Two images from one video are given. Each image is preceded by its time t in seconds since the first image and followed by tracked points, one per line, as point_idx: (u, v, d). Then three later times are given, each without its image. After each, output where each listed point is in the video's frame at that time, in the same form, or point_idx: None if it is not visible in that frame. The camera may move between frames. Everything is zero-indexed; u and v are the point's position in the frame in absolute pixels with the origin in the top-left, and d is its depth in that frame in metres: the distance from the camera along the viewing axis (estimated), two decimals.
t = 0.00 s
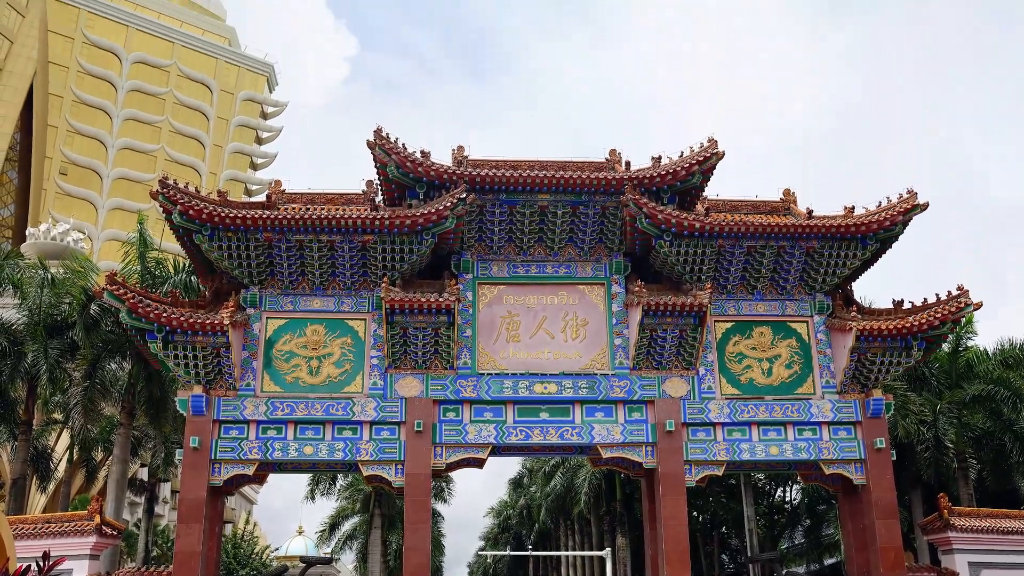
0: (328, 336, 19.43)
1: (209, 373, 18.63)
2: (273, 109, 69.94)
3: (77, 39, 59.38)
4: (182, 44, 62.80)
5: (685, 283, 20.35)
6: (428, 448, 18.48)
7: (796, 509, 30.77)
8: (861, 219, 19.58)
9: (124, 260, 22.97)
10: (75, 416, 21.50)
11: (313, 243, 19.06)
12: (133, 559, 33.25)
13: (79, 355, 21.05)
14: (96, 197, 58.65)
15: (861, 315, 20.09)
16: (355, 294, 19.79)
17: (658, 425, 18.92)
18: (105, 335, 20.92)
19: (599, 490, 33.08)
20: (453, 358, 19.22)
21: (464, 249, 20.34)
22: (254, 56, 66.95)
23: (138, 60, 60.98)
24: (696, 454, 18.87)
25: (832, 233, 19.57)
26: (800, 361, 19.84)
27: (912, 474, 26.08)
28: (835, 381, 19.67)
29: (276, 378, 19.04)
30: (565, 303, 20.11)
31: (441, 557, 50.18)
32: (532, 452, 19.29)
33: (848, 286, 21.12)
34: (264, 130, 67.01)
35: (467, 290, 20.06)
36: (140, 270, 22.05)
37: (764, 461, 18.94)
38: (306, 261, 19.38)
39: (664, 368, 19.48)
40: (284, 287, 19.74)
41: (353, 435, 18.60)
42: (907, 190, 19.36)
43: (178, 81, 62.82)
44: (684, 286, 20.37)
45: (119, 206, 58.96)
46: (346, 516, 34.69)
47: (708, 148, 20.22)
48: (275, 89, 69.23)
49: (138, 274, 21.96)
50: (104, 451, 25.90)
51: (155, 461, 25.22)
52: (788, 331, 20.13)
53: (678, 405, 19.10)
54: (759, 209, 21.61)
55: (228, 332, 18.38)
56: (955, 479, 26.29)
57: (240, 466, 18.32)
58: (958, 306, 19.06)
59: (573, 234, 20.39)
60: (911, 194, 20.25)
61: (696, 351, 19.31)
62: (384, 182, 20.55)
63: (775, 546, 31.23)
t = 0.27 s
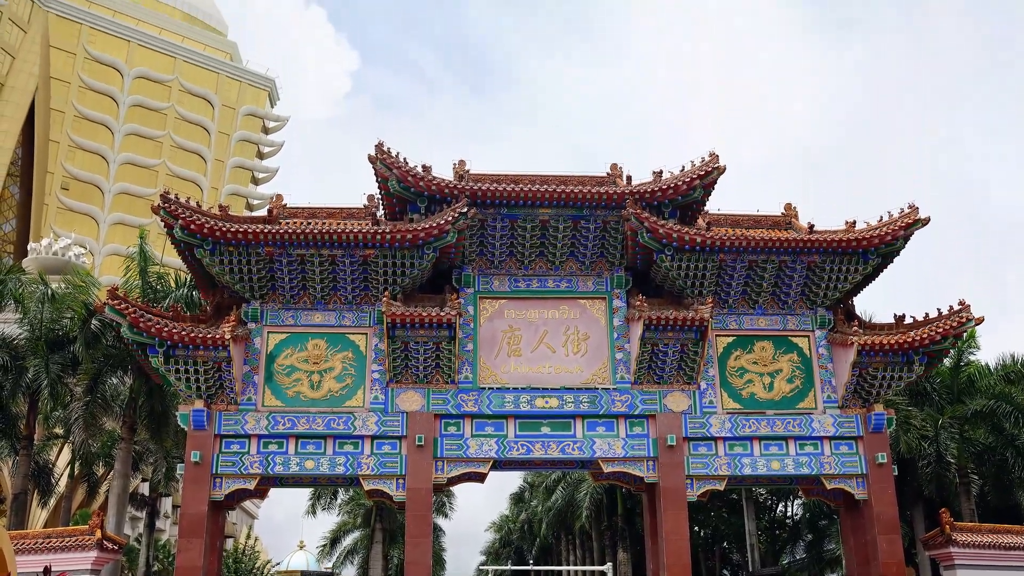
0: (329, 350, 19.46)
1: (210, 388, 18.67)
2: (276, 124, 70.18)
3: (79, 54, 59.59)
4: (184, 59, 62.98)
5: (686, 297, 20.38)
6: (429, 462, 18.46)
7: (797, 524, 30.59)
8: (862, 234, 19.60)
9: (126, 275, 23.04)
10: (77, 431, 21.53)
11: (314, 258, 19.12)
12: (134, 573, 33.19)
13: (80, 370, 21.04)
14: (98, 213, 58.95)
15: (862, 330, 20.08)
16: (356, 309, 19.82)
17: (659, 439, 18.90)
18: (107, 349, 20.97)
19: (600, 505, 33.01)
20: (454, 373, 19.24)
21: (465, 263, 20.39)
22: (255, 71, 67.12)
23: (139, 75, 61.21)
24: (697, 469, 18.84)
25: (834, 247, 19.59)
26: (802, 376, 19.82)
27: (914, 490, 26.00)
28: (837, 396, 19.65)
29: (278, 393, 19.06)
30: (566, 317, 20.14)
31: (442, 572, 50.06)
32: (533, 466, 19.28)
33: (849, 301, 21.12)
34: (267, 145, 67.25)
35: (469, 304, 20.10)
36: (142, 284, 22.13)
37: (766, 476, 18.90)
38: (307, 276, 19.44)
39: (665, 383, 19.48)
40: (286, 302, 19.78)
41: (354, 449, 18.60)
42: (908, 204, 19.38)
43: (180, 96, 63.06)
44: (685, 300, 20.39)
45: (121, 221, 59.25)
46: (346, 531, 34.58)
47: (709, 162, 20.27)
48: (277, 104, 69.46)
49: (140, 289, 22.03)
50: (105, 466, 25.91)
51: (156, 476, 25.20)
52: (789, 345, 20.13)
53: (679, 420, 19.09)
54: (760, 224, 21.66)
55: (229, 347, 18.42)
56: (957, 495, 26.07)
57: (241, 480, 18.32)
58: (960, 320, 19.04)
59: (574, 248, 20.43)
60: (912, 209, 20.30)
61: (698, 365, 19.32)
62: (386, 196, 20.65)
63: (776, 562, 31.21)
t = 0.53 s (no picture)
0: (330, 358, 19.48)
1: (212, 397, 18.71)
2: (278, 132, 70.32)
3: (81, 64, 60.03)
4: (185, 68, 63.19)
5: (687, 305, 20.40)
6: (430, 471, 18.46)
7: (799, 532, 30.94)
8: (864, 242, 19.62)
9: (128, 283, 23.09)
10: (78, 439, 21.55)
11: (316, 266, 19.17)
12: None
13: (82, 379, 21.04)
14: (100, 221, 59.19)
15: (864, 338, 20.09)
16: (358, 317, 19.85)
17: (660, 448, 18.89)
18: (108, 358, 21.01)
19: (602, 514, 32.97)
20: (456, 381, 19.26)
21: (466, 272, 20.42)
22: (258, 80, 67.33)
23: (141, 84, 61.48)
24: (699, 477, 18.82)
25: (835, 256, 19.60)
26: (803, 384, 19.81)
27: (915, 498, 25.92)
28: (838, 404, 19.64)
29: (279, 401, 19.08)
30: (568, 326, 20.15)
31: None
32: (535, 475, 19.27)
33: (851, 309, 21.13)
34: (269, 153, 67.43)
35: (470, 312, 20.12)
36: (143, 293, 22.19)
37: (767, 484, 18.89)
38: (308, 284, 19.49)
39: (667, 391, 19.49)
40: (287, 310, 19.82)
41: (355, 457, 18.61)
42: (910, 213, 19.39)
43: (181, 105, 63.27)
44: (686, 308, 20.41)
45: (123, 229, 59.45)
46: (347, 540, 34.55)
47: (710, 171, 20.31)
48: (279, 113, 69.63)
49: (141, 297, 22.09)
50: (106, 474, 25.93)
51: (157, 484, 25.22)
52: (791, 354, 20.12)
53: (681, 428, 19.08)
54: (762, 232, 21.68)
55: (230, 355, 18.46)
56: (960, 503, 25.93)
57: (242, 489, 18.33)
58: (962, 329, 19.03)
59: (575, 256, 20.46)
60: (914, 218, 20.33)
61: (699, 373, 19.35)
62: (387, 205, 20.70)
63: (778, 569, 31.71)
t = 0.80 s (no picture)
0: (332, 356, 19.48)
1: (213, 394, 18.73)
2: (279, 130, 70.25)
3: (82, 62, 60.05)
4: (186, 66, 63.20)
5: (689, 303, 20.39)
6: (432, 468, 18.46)
7: (801, 530, 31.20)
8: (865, 240, 19.60)
9: (129, 281, 23.11)
10: (81, 437, 21.59)
11: (317, 264, 19.18)
12: None
13: (84, 377, 21.09)
14: (102, 219, 59.25)
15: (866, 335, 20.08)
16: (359, 314, 19.85)
17: (662, 445, 18.89)
18: (110, 355, 21.03)
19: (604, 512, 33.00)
20: (457, 378, 19.26)
21: (468, 269, 20.41)
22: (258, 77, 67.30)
23: (142, 82, 61.50)
24: (700, 474, 18.82)
25: (837, 253, 19.58)
26: (805, 381, 19.81)
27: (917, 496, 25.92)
28: (840, 402, 19.63)
29: (281, 399, 19.08)
30: (569, 323, 20.15)
31: None
32: (537, 472, 19.28)
33: (852, 306, 21.12)
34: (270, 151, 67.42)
35: (471, 310, 20.11)
36: (145, 291, 22.20)
37: (769, 482, 18.89)
38: (310, 282, 19.49)
39: (668, 388, 19.49)
40: (289, 308, 19.83)
41: (357, 455, 18.63)
42: (911, 210, 19.38)
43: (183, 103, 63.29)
44: (688, 306, 20.40)
45: (125, 227, 59.51)
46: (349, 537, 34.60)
47: (711, 168, 20.29)
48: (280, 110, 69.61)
49: (143, 295, 22.10)
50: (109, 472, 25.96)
51: (159, 482, 25.25)
52: (792, 351, 20.11)
53: (683, 425, 19.07)
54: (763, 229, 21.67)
55: (232, 353, 18.46)
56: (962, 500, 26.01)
57: (244, 486, 18.35)
58: (963, 326, 19.02)
59: (577, 254, 20.45)
60: (916, 215, 20.30)
61: (701, 371, 19.35)
62: (389, 203, 20.70)
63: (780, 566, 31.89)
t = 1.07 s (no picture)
0: (333, 351, 19.48)
1: (215, 390, 18.74)
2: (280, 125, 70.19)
3: (83, 58, 60.07)
4: (188, 62, 63.20)
5: (690, 298, 20.38)
6: (434, 464, 18.47)
7: (802, 525, 31.24)
8: (868, 236, 19.58)
9: (131, 276, 23.10)
10: (83, 433, 21.61)
11: (319, 260, 19.17)
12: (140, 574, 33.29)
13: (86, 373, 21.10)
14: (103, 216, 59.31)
15: (867, 331, 20.08)
16: (361, 310, 19.86)
17: (664, 441, 18.89)
18: (111, 351, 21.03)
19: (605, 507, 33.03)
20: (459, 374, 19.27)
21: (469, 265, 20.40)
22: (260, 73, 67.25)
23: (144, 77, 61.52)
24: (702, 470, 18.83)
25: (839, 249, 19.56)
26: (807, 377, 19.80)
27: (918, 492, 25.92)
28: (842, 398, 19.63)
29: (283, 394, 19.10)
30: (571, 319, 20.15)
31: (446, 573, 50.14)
32: (538, 468, 19.29)
33: (854, 302, 21.11)
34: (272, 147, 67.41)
35: (473, 305, 20.10)
36: (146, 286, 22.20)
37: (771, 477, 18.90)
38: (312, 277, 19.49)
39: (670, 384, 19.49)
40: (291, 304, 19.83)
41: (359, 450, 18.65)
42: (914, 206, 19.36)
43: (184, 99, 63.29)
44: (689, 302, 20.39)
45: (126, 223, 59.56)
46: (351, 532, 34.65)
47: (713, 164, 20.27)
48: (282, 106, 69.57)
49: (144, 291, 22.09)
50: (111, 468, 25.99)
51: (161, 478, 25.29)
52: (794, 347, 20.11)
53: (684, 421, 19.07)
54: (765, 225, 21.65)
55: (234, 349, 18.46)
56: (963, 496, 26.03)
57: (246, 482, 18.37)
58: (965, 322, 19.01)
59: (578, 250, 20.43)
60: (917, 211, 20.28)
61: (702, 366, 19.35)
62: (390, 198, 20.69)
63: (781, 561, 31.93)
